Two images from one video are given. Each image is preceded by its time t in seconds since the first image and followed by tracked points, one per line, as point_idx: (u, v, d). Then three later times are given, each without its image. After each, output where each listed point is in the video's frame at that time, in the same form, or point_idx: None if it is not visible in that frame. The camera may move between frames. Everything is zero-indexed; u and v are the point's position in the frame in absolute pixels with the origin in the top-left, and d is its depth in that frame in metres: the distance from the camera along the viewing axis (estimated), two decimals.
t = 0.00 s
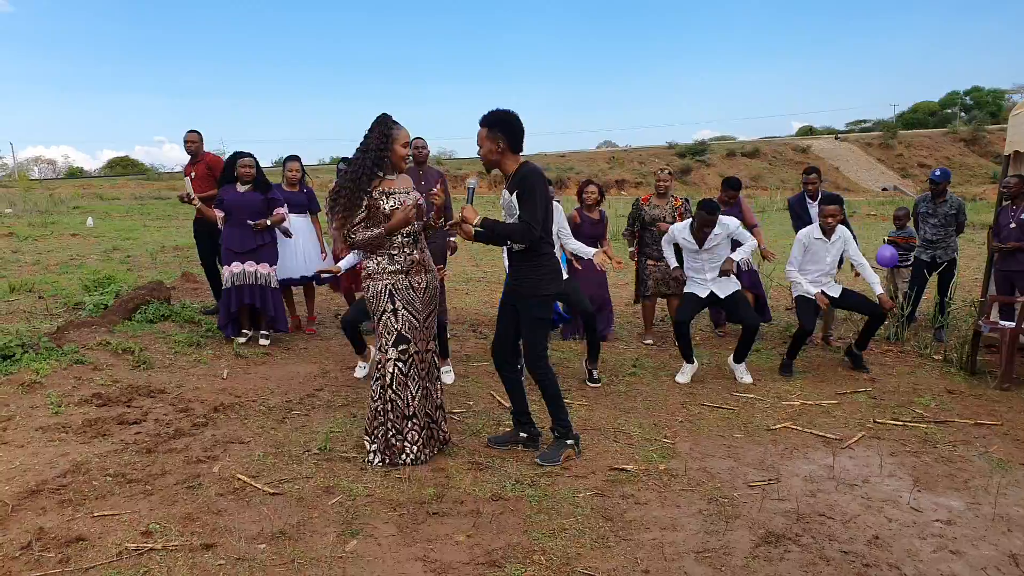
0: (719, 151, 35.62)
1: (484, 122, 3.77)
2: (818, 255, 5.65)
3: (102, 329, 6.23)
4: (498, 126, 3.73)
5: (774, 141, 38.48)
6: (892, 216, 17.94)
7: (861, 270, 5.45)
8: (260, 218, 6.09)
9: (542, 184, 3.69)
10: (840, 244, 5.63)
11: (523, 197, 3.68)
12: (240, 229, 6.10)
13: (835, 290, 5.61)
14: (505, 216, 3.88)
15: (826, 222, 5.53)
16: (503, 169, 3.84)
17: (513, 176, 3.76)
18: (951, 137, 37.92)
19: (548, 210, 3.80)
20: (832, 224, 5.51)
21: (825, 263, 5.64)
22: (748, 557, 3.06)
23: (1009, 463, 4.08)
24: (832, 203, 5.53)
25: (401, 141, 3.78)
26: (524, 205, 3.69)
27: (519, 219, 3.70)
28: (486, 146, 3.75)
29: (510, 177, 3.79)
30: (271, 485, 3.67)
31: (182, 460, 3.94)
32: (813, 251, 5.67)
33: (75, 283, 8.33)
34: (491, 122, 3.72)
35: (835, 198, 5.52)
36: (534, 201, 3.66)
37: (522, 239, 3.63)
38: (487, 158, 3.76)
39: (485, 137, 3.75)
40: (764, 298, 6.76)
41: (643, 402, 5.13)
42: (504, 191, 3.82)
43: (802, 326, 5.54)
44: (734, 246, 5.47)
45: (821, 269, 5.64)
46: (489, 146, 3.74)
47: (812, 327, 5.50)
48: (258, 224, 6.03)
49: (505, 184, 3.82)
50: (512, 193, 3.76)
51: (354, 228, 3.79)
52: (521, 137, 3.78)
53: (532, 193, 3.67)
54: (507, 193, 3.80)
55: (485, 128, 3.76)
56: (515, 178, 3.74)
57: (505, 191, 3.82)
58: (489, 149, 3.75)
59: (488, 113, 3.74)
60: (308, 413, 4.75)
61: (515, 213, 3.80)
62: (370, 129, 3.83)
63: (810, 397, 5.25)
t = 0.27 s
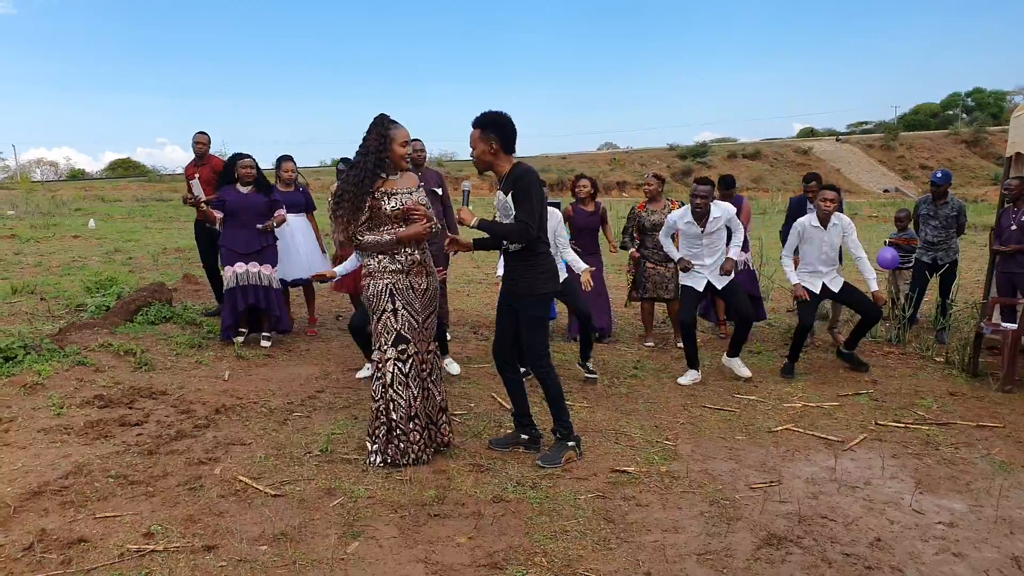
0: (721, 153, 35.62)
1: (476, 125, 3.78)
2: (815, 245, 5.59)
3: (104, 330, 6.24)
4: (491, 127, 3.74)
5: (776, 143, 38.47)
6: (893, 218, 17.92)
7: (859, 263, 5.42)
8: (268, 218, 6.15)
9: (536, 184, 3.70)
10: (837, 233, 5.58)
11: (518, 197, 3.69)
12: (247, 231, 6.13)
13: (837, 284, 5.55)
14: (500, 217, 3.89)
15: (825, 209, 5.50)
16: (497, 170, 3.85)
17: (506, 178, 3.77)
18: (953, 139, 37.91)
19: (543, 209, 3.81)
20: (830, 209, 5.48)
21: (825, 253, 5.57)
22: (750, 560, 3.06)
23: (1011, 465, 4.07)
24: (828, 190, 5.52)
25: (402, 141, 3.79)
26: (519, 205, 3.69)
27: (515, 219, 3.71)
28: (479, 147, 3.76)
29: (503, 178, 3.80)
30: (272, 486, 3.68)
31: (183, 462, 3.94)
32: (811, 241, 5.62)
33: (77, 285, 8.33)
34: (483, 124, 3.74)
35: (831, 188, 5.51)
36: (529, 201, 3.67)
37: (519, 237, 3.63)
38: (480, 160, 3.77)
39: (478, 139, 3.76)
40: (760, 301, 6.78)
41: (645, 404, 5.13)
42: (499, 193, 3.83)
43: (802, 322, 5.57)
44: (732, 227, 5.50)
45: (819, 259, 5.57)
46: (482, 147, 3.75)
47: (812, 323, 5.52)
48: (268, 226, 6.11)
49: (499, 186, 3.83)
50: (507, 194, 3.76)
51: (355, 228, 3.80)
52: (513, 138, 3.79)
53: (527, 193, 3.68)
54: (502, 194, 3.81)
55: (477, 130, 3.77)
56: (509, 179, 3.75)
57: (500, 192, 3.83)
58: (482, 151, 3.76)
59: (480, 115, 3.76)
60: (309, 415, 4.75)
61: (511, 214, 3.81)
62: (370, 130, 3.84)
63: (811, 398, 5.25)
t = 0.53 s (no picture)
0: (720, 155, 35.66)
1: (472, 131, 3.78)
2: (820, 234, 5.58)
3: (104, 332, 6.24)
4: (487, 133, 3.73)
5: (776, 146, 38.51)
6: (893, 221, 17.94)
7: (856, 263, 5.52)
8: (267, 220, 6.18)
9: (534, 188, 3.71)
10: (845, 224, 5.54)
11: (516, 202, 3.69)
12: (246, 234, 6.15)
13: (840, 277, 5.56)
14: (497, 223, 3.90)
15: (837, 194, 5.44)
16: (493, 176, 3.86)
17: (503, 183, 3.77)
18: (953, 142, 37.95)
19: (541, 214, 3.82)
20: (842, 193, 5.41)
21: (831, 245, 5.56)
22: (750, 563, 3.06)
23: (1012, 468, 4.07)
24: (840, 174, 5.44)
25: (407, 148, 3.78)
26: (518, 210, 3.70)
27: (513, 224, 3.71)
28: (476, 153, 3.76)
29: (500, 184, 3.80)
30: (273, 489, 3.67)
31: (184, 464, 3.94)
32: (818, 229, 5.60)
33: (77, 286, 8.34)
34: (479, 130, 3.73)
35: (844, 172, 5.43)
36: (528, 205, 3.68)
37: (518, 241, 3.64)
38: (477, 166, 3.77)
39: (474, 146, 3.75)
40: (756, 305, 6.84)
41: (645, 407, 5.13)
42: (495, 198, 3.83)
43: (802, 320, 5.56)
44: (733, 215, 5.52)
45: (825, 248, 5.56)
46: (479, 154, 3.74)
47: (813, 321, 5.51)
48: (268, 228, 6.15)
49: (496, 192, 3.83)
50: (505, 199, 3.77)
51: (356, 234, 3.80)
52: (509, 143, 3.79)
53: (526, 197, 3.69)
54: (499, 200, 3.81)
55: (473, 136, 3.77)
56: (507, 184, 3.75)
57: (496, 198, 3.84)
58: (478, 157, 3.76)
59: (476, 121, 3.75)
60: (310, 417, 4.75)
61: (508, 219, 3.81)
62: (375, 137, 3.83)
63: (811, 402, 5.25)
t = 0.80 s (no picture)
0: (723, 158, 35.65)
1: (471, 131, 3.79)
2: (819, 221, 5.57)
3: (108, 334, 6.26)
4: (487, 134, 3.75)
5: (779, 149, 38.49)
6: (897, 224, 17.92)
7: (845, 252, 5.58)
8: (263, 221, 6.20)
9: (534, 189, 3.72)
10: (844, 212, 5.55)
11: (517, 203, 3.70)
12: (243, 236, 6.17)
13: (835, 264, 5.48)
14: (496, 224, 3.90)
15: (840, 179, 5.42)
16: (493, 177, 3.87)
17: (503, 184, 3.78)
18: (956, 145, 37.89)
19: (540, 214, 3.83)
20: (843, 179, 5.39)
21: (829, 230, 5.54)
22: (753, 566, 3.05)
23: (1016, 472, 4.07)
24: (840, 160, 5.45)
25: (414, 148, 3.82)
26: (519, 211, 3.71)
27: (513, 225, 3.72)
28: (476, 153, 3.77)
29: (499, 185, 3.81)
30: (276, 491, 3.68)
31: (187, 467, 3.95)
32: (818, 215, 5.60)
33: (82, 289, 8.37)
34: (479, 131, 3.74)
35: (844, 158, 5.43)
36: (528, 206, 3.69)
37: (519, 242, 3.65)
38: (476, 166, 3.78)
39: (474, 146, 3.76)
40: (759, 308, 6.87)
41: (648, 410, 5.13)
42: (495, 198, 3.84)
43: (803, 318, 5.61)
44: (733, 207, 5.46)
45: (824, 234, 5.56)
46: (479, 154, 3.76)
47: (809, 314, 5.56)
48: (264, 229, 6.18)
49: (495, 192, 3.84)
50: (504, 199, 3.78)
51: (351, 225, 3.87)
52: (509, 144, 3.81)
53: (526, 198, 3.70)
54: (498, 200, 3.81)
55: (473, 137, 3.77)
56: (506, 185, 3.76)
57: (495, 198, 3.84)
58: (478, 158, 3.77)
59: (475, 122, 3.76)
60: (313, 420, 4.76)
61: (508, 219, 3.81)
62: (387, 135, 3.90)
63: (814, 404, 5.24)
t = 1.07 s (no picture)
0: (727, 160, 35.60)
1: (475, 135, 3.78)
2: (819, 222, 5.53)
3: (113, 334, 6.27)
4: (491, 138, 3.76)
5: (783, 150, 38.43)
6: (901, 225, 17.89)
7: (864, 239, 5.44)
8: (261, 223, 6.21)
9: (537, 192, 3.74)
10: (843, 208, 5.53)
11: (522, 205, 3.71)
12: (243, 237, 6.18)
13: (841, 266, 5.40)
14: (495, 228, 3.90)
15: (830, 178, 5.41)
16: (494, 181, 3.87)
17: (505, 187, 3.79)
18: (961, 147, 37.79)
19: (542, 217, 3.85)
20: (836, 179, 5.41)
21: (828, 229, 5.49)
22: (757, 568, 3.05)
23: (1021, 475, 4.05)
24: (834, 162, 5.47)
25: (412, 152, 3.80)
26: (522, 213, 3.73)
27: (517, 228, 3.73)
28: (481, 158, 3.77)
29: (501, 189, 3.82)
30: (280, 491, 3.69)
31: (191, 467, 3.96)
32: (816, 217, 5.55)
33: (86, 289, 8.39)
34: (485, 134, 3.75)
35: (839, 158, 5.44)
36: (533, 209, 3.71)
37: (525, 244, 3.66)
38: (480, 170, 3.78)
39: (479, 150, 3.76)
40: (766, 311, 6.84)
41: (651, 411, 5.13)
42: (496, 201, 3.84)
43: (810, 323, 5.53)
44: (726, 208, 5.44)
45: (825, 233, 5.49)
46: (483, 158, 3.76)
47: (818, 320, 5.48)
48: (263, 229, 6.18)
49: (496, 196, 3.84)
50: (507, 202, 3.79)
51: (352, 229, 3.90)
52: (511, 149, 3.83)
53: (531, 201, 3.72)
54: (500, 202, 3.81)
55: (476, 141, 3.77)
56: (510, 189, 3.77)
57: (496, 201, 3.84)
58: (481, 162, 3.77)
59: (478, 127, 3.76)
60: (317, 420, 4.77)
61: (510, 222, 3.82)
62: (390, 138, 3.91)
63: (818, 407, 5.23)
